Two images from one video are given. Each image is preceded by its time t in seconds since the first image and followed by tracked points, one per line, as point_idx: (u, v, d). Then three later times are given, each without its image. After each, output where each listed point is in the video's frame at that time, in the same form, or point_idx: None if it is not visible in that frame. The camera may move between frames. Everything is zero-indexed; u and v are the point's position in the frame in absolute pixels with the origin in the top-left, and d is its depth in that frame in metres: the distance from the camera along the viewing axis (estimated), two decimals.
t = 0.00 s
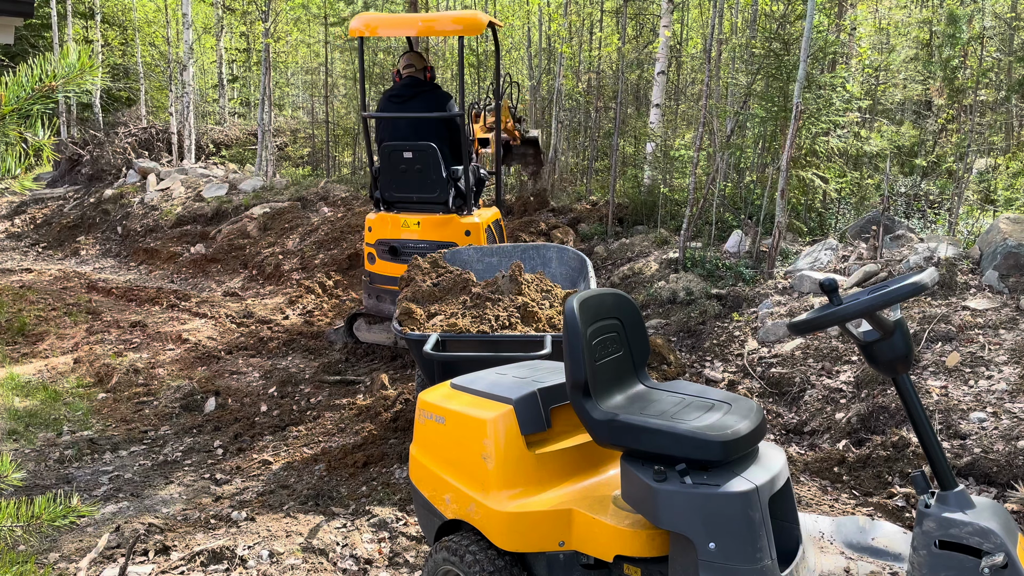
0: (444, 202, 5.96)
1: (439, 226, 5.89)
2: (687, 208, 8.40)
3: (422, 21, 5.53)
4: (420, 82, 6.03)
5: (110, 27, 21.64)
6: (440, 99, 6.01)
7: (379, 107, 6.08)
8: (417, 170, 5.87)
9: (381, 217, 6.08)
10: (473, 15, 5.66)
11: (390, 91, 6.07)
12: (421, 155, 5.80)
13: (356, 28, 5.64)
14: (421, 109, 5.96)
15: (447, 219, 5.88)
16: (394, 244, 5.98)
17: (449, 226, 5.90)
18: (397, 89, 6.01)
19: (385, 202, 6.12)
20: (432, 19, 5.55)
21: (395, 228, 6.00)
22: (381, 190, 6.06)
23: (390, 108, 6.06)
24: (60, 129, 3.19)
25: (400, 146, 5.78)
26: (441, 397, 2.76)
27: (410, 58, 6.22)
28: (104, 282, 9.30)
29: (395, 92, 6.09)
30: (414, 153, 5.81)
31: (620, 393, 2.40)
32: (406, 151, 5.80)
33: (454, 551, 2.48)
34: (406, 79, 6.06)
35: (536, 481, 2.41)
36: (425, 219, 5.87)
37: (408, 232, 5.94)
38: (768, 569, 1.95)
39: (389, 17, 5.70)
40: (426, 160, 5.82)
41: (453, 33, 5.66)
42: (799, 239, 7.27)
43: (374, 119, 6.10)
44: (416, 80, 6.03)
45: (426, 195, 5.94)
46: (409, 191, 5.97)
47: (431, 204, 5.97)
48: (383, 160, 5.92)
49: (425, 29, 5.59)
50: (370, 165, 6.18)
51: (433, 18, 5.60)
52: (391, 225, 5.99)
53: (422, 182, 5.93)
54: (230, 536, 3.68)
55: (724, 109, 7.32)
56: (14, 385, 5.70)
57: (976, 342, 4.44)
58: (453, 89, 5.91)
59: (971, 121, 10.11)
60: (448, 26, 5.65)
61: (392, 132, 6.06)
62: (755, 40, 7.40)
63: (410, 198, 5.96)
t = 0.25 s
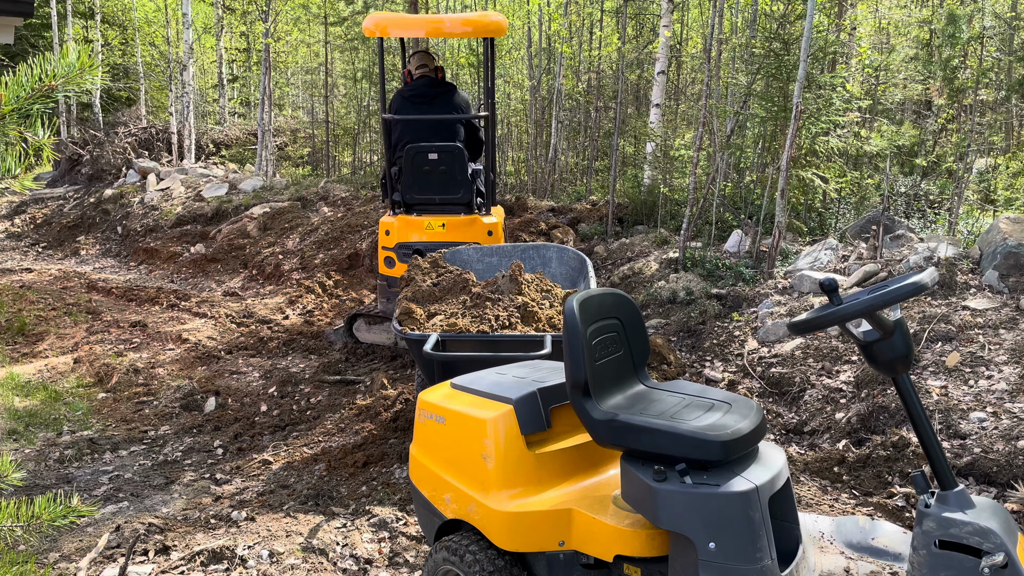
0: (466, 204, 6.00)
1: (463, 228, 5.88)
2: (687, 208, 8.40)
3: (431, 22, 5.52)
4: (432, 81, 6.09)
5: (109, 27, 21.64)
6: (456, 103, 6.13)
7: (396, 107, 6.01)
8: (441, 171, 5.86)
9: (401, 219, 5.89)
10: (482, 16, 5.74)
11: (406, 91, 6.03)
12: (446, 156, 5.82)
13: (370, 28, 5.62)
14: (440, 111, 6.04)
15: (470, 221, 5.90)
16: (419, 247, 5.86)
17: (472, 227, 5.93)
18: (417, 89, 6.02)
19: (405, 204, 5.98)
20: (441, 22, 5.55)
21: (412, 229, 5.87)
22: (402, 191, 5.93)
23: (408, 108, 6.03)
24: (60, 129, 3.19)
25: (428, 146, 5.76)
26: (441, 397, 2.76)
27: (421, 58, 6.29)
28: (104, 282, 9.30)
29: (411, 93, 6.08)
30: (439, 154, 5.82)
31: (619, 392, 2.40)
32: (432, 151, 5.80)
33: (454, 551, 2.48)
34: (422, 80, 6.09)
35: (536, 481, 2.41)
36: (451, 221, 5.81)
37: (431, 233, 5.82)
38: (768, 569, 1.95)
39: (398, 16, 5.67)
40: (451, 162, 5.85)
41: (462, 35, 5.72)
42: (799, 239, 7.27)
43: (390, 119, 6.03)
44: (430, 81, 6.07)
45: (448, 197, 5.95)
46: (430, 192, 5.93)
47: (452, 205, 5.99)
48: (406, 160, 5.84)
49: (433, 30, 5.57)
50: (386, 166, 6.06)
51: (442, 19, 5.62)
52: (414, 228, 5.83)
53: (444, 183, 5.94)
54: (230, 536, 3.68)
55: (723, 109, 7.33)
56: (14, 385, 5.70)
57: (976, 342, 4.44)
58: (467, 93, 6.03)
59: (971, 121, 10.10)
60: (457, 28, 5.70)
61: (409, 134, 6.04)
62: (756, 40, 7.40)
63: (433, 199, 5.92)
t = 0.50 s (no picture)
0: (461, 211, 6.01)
1: (461, 234, 5.90)
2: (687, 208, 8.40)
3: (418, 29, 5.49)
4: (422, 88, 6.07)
5: (109, 27, 21.63)
6: (446, 107, 6.13)
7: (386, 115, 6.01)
8: (435, 181, 5.85)
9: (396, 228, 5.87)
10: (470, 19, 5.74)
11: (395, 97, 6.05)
12: (439, 166, 5.81)
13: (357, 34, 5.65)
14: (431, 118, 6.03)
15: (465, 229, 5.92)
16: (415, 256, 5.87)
17: (469, 234, 5.94)
18: (404, 95, 6.02)
19: (400, 214, 5.96)
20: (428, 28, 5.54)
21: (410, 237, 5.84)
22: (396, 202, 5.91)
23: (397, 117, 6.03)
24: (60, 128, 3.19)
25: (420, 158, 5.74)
26: (441, 397, 2.76)
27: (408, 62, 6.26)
28: (104, 282, 9.29)
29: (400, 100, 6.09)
30: (432, 164, 5.80)
31: (619, 392, 2.40)
32: (425, 162, 5.78)
33: (453, 551, 2.48)
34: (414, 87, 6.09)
35: (537, 481, 2.41)
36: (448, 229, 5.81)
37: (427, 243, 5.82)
38: (768, 569, 1.95)
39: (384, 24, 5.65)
40: (445, 171, 5.84)
41: (451, 40, 5.70)
42: (799, 239, 7.27)
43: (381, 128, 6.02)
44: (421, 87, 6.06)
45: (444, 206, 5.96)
46: (426, 202, 5.92)
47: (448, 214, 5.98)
48: (399, 171, 5.82)
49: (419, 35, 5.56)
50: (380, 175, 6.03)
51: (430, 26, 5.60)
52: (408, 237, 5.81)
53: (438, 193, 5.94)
54: (231, 535, 3.68)
55: (723, 109, 7.32)
56: (14, 385, 5.70)
57: (976, 342, 4.44)
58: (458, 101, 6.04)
59: (972, 121, 10.10)
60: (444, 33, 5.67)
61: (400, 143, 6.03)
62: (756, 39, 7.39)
63: (428, 209, 5.91)
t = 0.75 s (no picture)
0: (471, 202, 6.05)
1: (469, 226, 5.92)
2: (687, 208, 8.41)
3: (433, 21, 5.53)
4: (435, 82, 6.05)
5: (109, 27, 21.63)
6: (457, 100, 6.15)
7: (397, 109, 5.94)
8: (447, 171, 5.88)
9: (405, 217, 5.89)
10: (487, 15, 5.71)
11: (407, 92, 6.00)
12: (452, 154, 5.83)
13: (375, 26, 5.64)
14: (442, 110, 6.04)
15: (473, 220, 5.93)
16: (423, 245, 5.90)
17: (477, 225, 5.97)
18: (417, 90, 5.98)
19: (411, 203, 5.98)
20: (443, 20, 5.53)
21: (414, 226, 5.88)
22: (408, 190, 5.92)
23: (408, 110, 5.98)
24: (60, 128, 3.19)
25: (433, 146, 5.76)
26: (441, 397, 2.76)
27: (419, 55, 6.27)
28: (104, 281, 9.30)
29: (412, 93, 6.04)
30: (445, 152, 5.83)
31: (620, 392, 2.40)
32: (438, 150, 5.80)
33: (454, 551, 2.48)
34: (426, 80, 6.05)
35: (537, 481, 2.41)
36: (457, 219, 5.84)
37: (434, 232, 5.84)
38: (768, 569, 1.95)
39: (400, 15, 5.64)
40: (457, 160, 5.86)
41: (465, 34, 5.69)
42: (799, 239, 7.27)
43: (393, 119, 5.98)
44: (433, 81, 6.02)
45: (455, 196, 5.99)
46: (437, 192, 5.95)
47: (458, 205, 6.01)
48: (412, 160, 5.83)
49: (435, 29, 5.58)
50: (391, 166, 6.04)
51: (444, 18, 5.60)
52: (417, 225, 5.82)
53: (449, 182, 5.96)
54: (231, 535, 3.68)
55: (724, 109, 7.32)
56: (14, 385, 5.70)
57: (976, 342, 4.44)
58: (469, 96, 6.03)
59: (972, 121, 10.10)
60: (459, 27, 5.67)
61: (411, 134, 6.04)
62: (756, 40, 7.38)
63: (439, 198, 5.94)
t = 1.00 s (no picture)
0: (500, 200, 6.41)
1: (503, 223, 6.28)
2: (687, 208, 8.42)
3: (447, 22, 5.56)
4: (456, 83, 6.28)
5: (110, 28, 21.65)
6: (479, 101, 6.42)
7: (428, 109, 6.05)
8: (485, 170, 6.14)
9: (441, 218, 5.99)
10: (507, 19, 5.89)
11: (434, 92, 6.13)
12: (490, 155, 6.11)
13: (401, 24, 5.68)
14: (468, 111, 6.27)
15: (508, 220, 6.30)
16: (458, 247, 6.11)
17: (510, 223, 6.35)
18: (445, 89, 6.16)
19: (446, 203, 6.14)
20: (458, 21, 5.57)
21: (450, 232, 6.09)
22: (444, 191, 6.09)
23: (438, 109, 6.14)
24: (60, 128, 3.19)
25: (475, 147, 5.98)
26: (441, 397, 2.76)
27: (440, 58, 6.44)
28: (104, 282, 9.30)
29: (435, 94, 6.23)
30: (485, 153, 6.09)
31: (619, 392, 2.40)
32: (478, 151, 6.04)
33: (454, 551, 2.48)
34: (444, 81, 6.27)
35: (536, 481, 2.41)
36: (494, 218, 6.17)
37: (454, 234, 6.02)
38: (768, 569, 1.95)
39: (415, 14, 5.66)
40: (494, 160, 6.17)
41: (478, 34, 5.73)
42: (799, 239, 7.28)
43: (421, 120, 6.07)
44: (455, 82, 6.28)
45: (487, 194, 6.31)
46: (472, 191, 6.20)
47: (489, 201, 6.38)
48: (454, 160, 5.98)
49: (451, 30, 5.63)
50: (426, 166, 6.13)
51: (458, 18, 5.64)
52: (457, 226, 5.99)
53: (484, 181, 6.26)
54: (231, 535, 3.68)
55: (723, 109, 7.33)
56: (14, 385, 5.70)
57: (976, 342, 4.44)
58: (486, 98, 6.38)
59: (972, 121, 10.11)
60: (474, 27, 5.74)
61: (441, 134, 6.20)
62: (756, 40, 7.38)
63: (474, 197, 6.21)
